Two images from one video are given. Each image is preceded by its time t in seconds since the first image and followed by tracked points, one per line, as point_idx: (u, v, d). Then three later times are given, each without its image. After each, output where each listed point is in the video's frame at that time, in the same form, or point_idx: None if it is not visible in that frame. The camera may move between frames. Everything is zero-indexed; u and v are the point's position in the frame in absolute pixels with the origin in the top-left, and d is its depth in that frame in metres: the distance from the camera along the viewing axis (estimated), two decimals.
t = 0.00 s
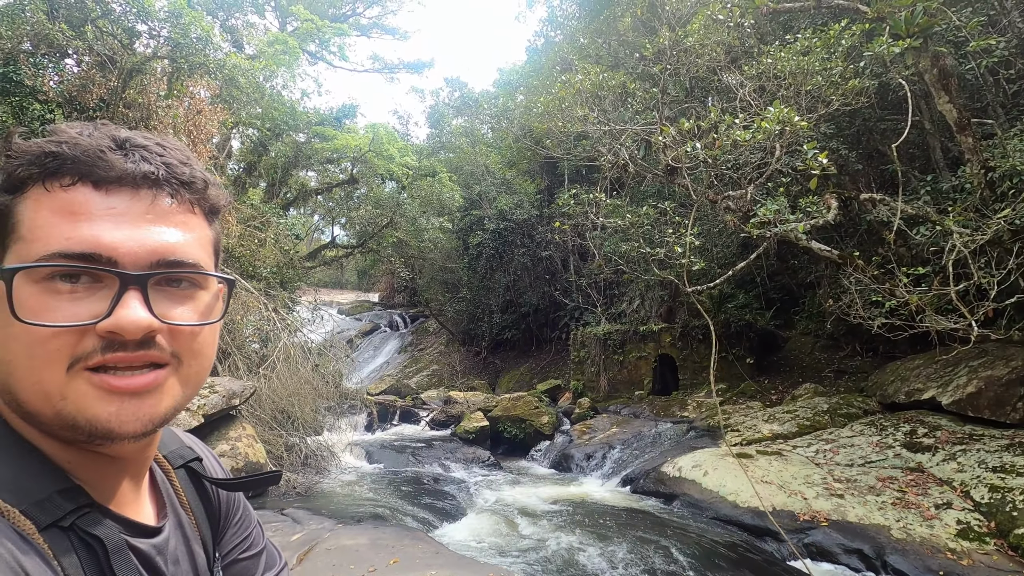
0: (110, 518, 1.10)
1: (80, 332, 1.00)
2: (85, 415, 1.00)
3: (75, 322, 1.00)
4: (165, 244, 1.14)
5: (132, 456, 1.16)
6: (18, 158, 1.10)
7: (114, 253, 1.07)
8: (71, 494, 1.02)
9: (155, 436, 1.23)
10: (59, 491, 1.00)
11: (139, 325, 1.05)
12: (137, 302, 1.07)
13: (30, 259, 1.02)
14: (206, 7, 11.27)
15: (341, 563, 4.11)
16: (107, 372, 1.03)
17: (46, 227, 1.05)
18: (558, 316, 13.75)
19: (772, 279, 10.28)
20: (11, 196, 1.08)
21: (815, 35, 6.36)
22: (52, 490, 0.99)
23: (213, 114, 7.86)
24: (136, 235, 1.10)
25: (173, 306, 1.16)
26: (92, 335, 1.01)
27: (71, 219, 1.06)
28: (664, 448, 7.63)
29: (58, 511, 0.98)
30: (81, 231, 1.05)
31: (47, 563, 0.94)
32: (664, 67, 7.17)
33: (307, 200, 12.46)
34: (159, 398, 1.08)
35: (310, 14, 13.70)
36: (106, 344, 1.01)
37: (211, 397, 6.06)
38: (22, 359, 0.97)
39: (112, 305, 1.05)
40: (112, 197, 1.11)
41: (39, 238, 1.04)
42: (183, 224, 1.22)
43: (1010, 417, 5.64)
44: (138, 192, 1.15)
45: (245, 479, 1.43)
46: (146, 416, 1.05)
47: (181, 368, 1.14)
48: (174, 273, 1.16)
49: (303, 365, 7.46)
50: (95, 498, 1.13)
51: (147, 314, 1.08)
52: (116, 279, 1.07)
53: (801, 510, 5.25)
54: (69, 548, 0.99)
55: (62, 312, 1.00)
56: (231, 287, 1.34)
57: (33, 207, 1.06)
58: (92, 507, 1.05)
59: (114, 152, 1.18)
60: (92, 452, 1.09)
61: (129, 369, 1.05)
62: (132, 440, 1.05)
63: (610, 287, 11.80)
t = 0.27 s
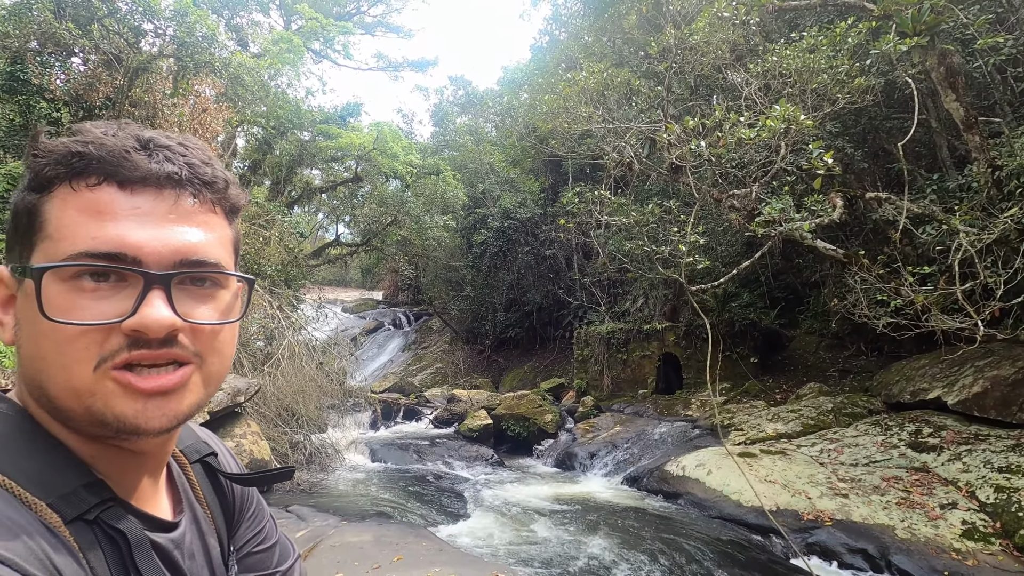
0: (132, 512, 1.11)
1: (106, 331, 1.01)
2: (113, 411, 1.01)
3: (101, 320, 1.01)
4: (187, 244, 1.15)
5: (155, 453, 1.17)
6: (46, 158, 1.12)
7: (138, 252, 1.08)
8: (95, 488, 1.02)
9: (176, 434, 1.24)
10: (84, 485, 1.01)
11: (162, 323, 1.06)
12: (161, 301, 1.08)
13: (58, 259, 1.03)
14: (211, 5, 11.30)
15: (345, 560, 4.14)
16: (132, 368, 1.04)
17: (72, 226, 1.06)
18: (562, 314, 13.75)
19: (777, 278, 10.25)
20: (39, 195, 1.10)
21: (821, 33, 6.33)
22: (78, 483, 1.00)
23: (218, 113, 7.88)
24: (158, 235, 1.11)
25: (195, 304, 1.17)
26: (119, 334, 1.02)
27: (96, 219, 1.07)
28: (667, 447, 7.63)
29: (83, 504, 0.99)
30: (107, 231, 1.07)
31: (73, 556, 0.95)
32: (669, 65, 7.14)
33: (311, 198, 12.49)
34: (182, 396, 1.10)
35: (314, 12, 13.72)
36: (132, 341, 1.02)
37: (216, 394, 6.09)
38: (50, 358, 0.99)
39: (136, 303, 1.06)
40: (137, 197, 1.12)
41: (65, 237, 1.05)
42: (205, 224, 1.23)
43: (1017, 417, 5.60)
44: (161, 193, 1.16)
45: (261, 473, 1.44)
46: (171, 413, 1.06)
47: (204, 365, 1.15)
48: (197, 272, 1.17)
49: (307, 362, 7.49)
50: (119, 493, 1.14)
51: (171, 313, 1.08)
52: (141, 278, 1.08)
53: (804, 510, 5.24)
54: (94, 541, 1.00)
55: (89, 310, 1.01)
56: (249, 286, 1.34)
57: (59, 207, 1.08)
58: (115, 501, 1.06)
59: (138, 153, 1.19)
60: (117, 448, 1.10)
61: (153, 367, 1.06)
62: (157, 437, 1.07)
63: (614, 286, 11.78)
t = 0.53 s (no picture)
0: (141, 489, 1.12)
1: (109, 304, 1.01)
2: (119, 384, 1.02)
3: (104, 294, 1.02)
4: (188, 219, 1.15)
5: (160, 428, 1.18)
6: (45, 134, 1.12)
7: (140, 227, 1.08)
8: (103, 463, 1.03)
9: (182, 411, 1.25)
10: (92, 459, 1.02)
11: (166, 297, 1.06)
12: (164, 275, 1.09)
13: (60, 233, 1.04)
14: None
15: (350, 546, 4.18)
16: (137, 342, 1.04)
17: (73, 202, 1.06)
18: (565, 305, 13.76)
19: (780, 268, 10.23)
20: (39, 171, 1.10)
21: (827, 19, 6.25)
22: (87, 457, 1.01)
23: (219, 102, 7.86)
24: (159, 210, 1.12)
25: (198, 279, 1.17)
26: (122, 307, 1.02)
27: (97, 193, 1.08)
28: (670, 436, 7.66)
29: (91, 479, 1.00)
30: (107, 206, 1.07)
31: (82, 528, 0.96)
32: (673, 53, 7.07)
33: (313, 188, 12.45)
34: (188, 368, 1.11)
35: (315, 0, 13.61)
36: (135, 315, 1.03)
37: (220, 383, 6.13)
38: (54, 331, 0.99)
39: (139, 277, 1.06)
40: (136, 171, 1.12)
41: (66, 213, 1.05)
42: (205, 199, 1.23)
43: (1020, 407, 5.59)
44: (161, 167, 1.16)
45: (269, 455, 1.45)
46: (176, 385, 1.07)
47: (208, 339, 1.15)
48: (198, 246, 1.17)
49: (310, 352, 7.53)
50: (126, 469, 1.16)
51: (173, 286, 1.09)
52: (141, 252, 1.08)
53: (806, 498, 5.27)
54: (101, 515, 1.01)
55: (91, 284, 1.02)
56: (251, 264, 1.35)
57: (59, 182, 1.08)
58: (123, 476, 1.07)
59: (137, 127, 1.19)
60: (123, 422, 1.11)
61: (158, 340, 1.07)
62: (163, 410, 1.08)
63: (617, 276, 11.77)
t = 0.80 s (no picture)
0: (163, 481, 1.13)
1: (127, 291, 1.02)
2: (141, 368, 1.02)
3: (124, 280, 1.03)
4: (200, 205, 1.17)
5: (176, 418, 1.19)
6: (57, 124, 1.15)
7: (154, 214, 1.09)
8: (127, 456, 1.04)
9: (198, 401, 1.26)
10: (117, 452, 1.03)
11: (184, 281, 1.07)
12: (179, 259, 1.10)
13: (76, 224, 1.05)
14: None
15: (354, 543, 4.20)
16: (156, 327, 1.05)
17: (87, 191, 1.07)
18: (569, 304, 13.75)
19: (786, 269, 10.19)
20: (51, 165, 1.12)
21: (836, 19, 6.22)
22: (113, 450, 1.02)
23: (227, 100, 7.87)
24: (173, 196, 1.13)
25: (211, 266, 1.18)
26: (140, 294, 1.03)
27: (110, 183, 1.09)
28: (674, 436, 7.65)
29: (116, 471, 1.01)
30: (125, 196, 1.08)
31: (108, 520, 0.97)
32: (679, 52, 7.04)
33: (319, 186, 12.46)
34: (207, 352, 1.11)
35: None
36: (154, 301, 1.04)
37: (226, 380, 6.16)
38: (80, 322, 1.00)
39: (155, 264, 1.07)
40: (146, 160, 1.14)
41: (81, 202, 1.07)
42: (215, 186, 1.24)
43: None
44: (171, 155, 1.18)
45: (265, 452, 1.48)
46: (196, 367, 1.08)
47: (224, 325, 1.16)
48: (209, 233, 1.18)
49: (316, 350, 7.56)
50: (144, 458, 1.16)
51: (190, 271, 1.10)
52: (155, 238, 1.09)
53: (811, 500, 5.25)
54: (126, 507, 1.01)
55: (110, 271, 1.02)
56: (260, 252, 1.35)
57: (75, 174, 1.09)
58: (145, 470, 1.08)
59: (145, 118, 1.21)
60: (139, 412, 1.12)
61: (177, 325, 1.07)
62: (183, 393, 1.08)
63: (621, 276, 11.75)
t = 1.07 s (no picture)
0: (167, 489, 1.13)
1: (198, 319, 1.04)
2: (206, 393, 1.05)
3: (193, 308, 1.04)
4: (259, 234, 1.18)
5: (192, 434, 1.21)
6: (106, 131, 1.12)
7: (225, 243, 1.10)
8: (131, 463, 1.04)
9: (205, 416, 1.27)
10: (121, 459, 1.03)
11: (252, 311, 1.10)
12: (246, 290, 1.11)
13: (147, 246, 1.02)
14: None
15: (359, 545, 4.20)
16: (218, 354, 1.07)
17: (157, 212, 1.05)
18: (574, 306, 13.74)
19: (791, 270, 10.16)
20: (105, 176, 1.06)
21: (840, 19, 6.21)
22: (118, 457, 1.02)
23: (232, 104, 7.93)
24: (238, 225, 1.14)
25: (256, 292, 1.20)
26: (209, 321, 1.05)
27: (179, 206, 1.07)
28: (679, 439, 7.62)
29: (120, 478, 1.01)
30: (200, 228, 1.07)
31: (111, 528, 0.97)
32: (683, 54, 7.05)
33: (323, 189, 12.45)
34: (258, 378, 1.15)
35: (326, 3, 13.72)
36: (222, 329, 1.06)
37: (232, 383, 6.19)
38: (136, 339, 0.99)
39: (223, 292, 1.08)
40: (212, 186, 1.13)
41: (151, 224, 1.04)
42: (263, 213, 1.25)
43: None
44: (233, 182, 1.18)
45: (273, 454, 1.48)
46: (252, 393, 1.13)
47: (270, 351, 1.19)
48: (267, 263, 1.19)
49: (321, 352, 7.58)
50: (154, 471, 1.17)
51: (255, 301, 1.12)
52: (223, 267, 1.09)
53: (817, 503, 5.22)
54: (129, 513, 1.02)
55: (181, 298, 1.03)
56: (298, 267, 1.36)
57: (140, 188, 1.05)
58: (150, 476, 1.08)
59: (207, 140, 1.19)
60: (156, 421, 1.14)
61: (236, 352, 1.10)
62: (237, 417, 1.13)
63: (626, 278, 11.73)
